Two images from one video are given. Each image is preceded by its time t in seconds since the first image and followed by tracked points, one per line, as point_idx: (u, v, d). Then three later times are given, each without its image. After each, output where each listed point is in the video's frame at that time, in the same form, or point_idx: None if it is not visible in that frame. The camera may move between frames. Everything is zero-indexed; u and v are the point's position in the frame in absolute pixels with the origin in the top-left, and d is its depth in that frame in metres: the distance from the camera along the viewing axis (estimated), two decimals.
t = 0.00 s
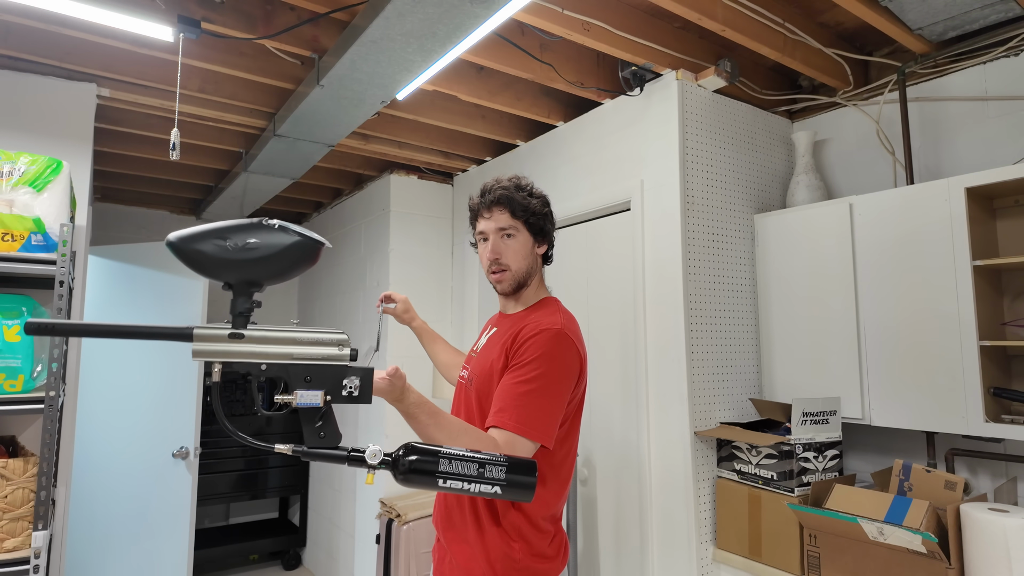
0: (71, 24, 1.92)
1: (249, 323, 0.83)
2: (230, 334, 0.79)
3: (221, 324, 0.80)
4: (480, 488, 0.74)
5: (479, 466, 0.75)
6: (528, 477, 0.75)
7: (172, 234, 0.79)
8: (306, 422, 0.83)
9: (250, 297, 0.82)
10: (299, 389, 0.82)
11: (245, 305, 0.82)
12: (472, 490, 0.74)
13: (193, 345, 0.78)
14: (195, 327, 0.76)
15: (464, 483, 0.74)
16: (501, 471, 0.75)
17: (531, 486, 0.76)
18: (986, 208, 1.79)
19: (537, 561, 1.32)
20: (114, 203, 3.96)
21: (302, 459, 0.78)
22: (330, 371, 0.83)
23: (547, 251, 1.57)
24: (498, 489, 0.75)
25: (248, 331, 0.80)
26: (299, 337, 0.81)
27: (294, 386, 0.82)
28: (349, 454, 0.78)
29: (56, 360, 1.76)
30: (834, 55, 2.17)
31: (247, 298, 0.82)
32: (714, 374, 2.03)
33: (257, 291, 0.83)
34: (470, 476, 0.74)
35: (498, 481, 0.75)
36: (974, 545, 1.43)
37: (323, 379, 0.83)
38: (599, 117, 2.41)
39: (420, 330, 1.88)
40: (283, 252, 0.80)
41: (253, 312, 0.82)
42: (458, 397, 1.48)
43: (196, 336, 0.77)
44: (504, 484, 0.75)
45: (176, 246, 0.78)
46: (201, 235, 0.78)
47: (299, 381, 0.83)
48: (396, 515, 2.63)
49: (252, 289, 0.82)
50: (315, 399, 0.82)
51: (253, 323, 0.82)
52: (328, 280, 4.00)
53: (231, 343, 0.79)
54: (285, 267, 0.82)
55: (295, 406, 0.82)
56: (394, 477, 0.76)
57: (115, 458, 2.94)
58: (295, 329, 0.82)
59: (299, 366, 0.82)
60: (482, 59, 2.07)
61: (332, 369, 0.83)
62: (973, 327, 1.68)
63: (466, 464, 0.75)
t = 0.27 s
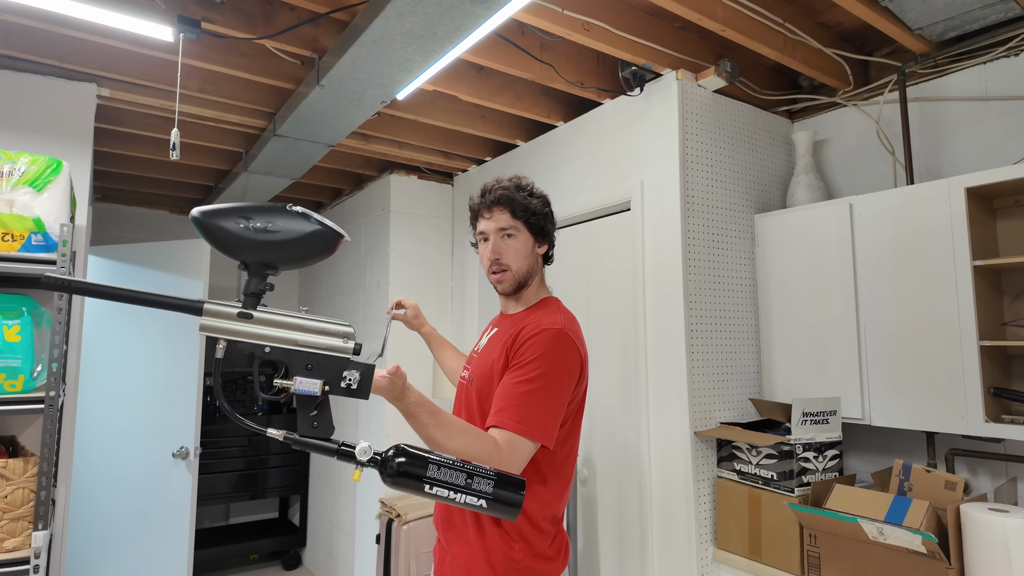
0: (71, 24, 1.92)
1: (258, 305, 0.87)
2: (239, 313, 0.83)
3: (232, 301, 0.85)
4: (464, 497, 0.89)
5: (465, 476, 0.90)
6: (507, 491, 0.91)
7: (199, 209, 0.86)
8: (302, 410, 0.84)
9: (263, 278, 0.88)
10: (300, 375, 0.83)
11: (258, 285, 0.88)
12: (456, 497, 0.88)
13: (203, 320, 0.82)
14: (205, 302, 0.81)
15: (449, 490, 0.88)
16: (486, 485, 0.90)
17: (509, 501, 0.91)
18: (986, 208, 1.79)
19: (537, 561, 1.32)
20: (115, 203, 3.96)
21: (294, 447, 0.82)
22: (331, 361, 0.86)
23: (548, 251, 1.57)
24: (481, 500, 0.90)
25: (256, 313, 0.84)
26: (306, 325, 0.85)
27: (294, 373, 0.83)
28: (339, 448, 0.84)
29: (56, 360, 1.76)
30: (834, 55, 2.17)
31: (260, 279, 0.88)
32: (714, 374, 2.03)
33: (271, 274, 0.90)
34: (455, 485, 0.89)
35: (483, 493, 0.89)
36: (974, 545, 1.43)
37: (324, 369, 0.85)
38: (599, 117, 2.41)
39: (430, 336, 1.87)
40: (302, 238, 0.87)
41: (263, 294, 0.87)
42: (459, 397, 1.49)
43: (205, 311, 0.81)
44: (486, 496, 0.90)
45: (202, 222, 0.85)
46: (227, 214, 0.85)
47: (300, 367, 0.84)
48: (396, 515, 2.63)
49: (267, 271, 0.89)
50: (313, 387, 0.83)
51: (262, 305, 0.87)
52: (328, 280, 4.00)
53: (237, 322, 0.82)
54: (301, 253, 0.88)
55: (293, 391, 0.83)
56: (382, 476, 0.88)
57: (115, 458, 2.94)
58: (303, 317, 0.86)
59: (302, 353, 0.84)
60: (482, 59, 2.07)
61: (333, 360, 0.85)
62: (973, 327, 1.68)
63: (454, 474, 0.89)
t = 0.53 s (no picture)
0: (71, 24, 1.92)
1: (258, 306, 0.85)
2: (239, 316, 0.81)
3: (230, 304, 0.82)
4: (472, 491, 0.80)
5: (472, 469, 0.81)
6: (518, 485, 0.82)
7: (193, 213, 0.83)
8: (305, 410, 0.83)
9: (262, 280, 0.85)
10: (302, 375, 0.82)
11: (257, 288, 0.85)
12: (464, 492, 0.80)
13: (201, 324, 0.79)
14: (204, 306, 0.78)
15: (456, 485, 0.80)
16: (495, 477, 0.81)
17: (520, 494, 0.82)
18: (987, 208, 1.79)
19: (538, 562, 1.32)
20: (115, 203, 3.97)
21: (299, 446, 0.80)
22: (333, 360, 0.84)
23: (549, 251, 1.57)
24: (491, 494, 0.81)
25: (256, 314, 0.82)
26: (306, 324, 0.83)
27: (296, 373, 0.82)
28: (344, 446, 0.81)
29: (57, 360, 1.76)
30: (834, 55, 2.17)
31: (259, 282, 0.85)
32: (714, 374, 2.03)
33: (270, 275, 0.87)
34: (463, 479, 0.80)
35: (491, 486, 0.81)
36: (974, 545, 1.43)
37: (326, 368, 0.83)
38: (599, 117, 2.41)
39: (432, 333, 1.88)
40: (298, 240, 0.83)
41: (264, 295, 0.85)
42: (460, 398, 1.49)
43: (204, 315, 0.78)
44: (497, 490, 0.81)
45: (196, 225, 0.82)
46: (221, 216, 0.82)
47: (302, 367, 0.83)
48: (397, 515, 2.63)
49: (265, 273, 0.85)
50: (316, 387, 0.81)
51: (262, 307, 0.84)
52: (328, 280, 4.00)
53: (238, 324, 0.80)
54: (298, 254, 0.84)
55: (295, 392, 0.82)
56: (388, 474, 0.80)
57: (115, 458, 2.95)
58: (302, 316, 0.84)
59: (303, 353, 0.83)
60: (482, 59, 2.07)
61: (335, 359, 0.84)
62: (973, 326, 1.68)
63: (460, 467, 0.81)
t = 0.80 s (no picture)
0: (71, 24, 1.92)
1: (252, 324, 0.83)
2: (234, 335, 0.79)
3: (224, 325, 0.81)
4: (490, 477, 0.79)
5: (488, 456, 0.80)
6: (535, 465, 0.81)
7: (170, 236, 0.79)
8: (314, 420, 0.83)
9: (252, 297, 0.83)
10: (305, 386, 0.82)
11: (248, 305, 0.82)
12: (483, 480, 0.79)
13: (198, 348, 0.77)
14: (199, 330, 0.76)
15: (474, 473, 0.79)
16: (511, 461, 0.80)
17: (539, 474, 0.81)
18: (987, 208, 1.79)
19: (539, 563, 1.32)
20: (115, 203, 3.97)
21: (314, 455, 0.79)
22: (335, 367, 0.85)
23: (551, 251, 1.57)
24: (509, 477, 0.80)
25: (251, 332, 0.80)
26: (303, 336, 0.83)
27: (301, 385, 0.82)
28: (360, 449, 0.80)
29: (57, 360, 1.76)
30: (834, 55, 2.17)
31: (250, 298, 0.83)
32: (715, 374, 2.03)
33: (259, 290, 0.84)
34: (479, 466, 0.80)
35: (508, 470, 0.80)
36: (974, 545, 1.43)
37: (329, 376, 0.84)
38: (600, 117, 2.41)
39: (428, 325, 1.89)
40: (284, 251, 0.81)
41: (257, 311, 0.83)
42: (461, 398, 1.48)
43: (200, 338, 0.76)
44: (515, 473, 0.80)
45: (175, 248, 0.78)
46: (200, 236, 0.78)
47: (305, 378, 0.83)
48: (397, 515, 2.63)
49: (254, 288, 0.83)
50: (322, 396, 0.83)
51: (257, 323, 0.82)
52: (329, 280, 4.00)
53: (236, 344, 0.79)
54: (285, 264, 0.82)
55: (301, 404, 0.82)
56: (405, 470, 0.80)
57: (115, 458, 2.94)
58: (298, 328, 0.84)
59: (305, 363, 0.83)
60: (482, 59, 2.07)
61: (337, 366, 0.85)
62: (973, 326, 1.68)
63: (476, 455, 0.80)
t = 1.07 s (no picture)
0: (71, 24, 1.92)
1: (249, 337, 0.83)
2: (232, 350, 0.80)
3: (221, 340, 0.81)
4: (504, 464, 0.72)
5: (499, 443, 0.73)
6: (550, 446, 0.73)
7: (156, 258, 0.79)
8: (322, 426, 0.81)
9: (246, 311, 0.83)
10: (310, 394, 0.80)
11: (242, 320, 0.82)
12: (496, 467, 0.72)
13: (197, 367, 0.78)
14: (196, 349, 0.77)
15: (487, 461, 0.72)
16: (522, 444, 0.73)
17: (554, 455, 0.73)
18: (987, 208, 1.79)
19: (540, 563, 1.32)
20: (115, 203, 3.97)
21: (326, 461, 0.77)
22: (338, 372, 0.82)
23: (551, 251, 1.57)
24: (522, 462, 0.72)
25: (249, 345, 0.81)
26: (301, 344, 0.81)
27: (304, 394, 0.81)
28: (371, 450, 0.77)
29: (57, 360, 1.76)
30: (834, 55, 2.17)
31: (243, 312, 0.83)
32: (715, 374, 2.04)
33: (251, 303, 0.85)
34: (492, 454, 0.73)
35: (520, 454, 0.72)
36: (974, 545, 1.43)
37: (333, 382, 0.82)
38: (600, 117, 2.41)
39: (421, 320, 1.88)
40: (271, 262, 0.81)
41: (252, 325, 0.83)
42: (462, 399, 1.48)
43: (198, 357, 0.77)
44: (527, 457, 0.73)
45: (163, 269, 0.79)
46: (186, 255, 0.78)
47: (308, 386, 0.81)
48: (397, 515, 2.63)
49: (247, 302, 0.83)
50: (327, 403, 0.80)
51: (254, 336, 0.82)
52: (329, 280, 4.00)
53: (234, 359, 0.79)
54: (274, 274, 0.82)
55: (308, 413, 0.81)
56: (418, 466, 0.75)
57: (115, 458, 2.94)
58: (296, 335, 0.82)
59: (307, 371, 0.81)
60: (482, 59, 2.07)
61: (339, 371, 0.82)
62: (973, 326, 1.68)
63: (487, 443, 0.73)
